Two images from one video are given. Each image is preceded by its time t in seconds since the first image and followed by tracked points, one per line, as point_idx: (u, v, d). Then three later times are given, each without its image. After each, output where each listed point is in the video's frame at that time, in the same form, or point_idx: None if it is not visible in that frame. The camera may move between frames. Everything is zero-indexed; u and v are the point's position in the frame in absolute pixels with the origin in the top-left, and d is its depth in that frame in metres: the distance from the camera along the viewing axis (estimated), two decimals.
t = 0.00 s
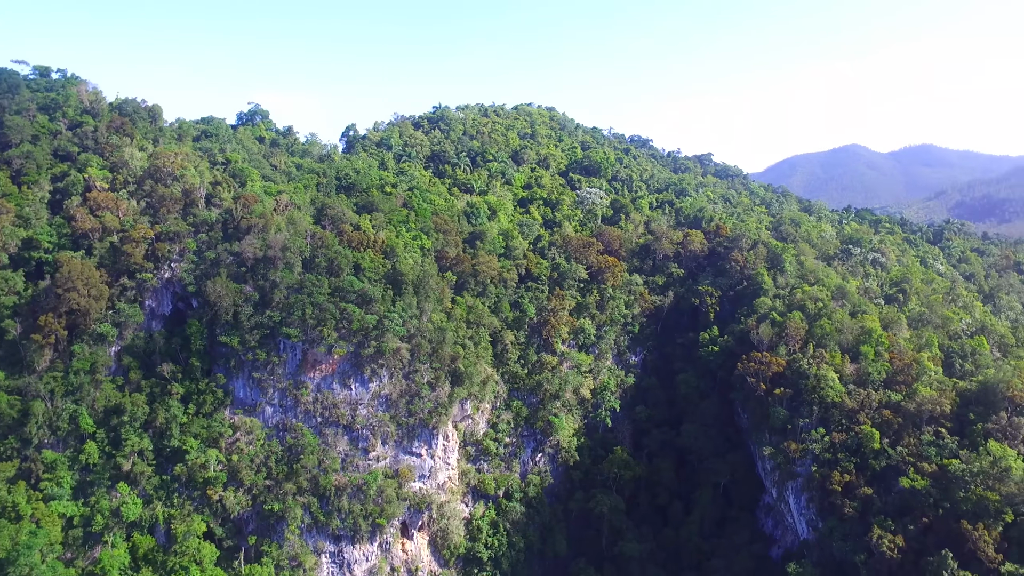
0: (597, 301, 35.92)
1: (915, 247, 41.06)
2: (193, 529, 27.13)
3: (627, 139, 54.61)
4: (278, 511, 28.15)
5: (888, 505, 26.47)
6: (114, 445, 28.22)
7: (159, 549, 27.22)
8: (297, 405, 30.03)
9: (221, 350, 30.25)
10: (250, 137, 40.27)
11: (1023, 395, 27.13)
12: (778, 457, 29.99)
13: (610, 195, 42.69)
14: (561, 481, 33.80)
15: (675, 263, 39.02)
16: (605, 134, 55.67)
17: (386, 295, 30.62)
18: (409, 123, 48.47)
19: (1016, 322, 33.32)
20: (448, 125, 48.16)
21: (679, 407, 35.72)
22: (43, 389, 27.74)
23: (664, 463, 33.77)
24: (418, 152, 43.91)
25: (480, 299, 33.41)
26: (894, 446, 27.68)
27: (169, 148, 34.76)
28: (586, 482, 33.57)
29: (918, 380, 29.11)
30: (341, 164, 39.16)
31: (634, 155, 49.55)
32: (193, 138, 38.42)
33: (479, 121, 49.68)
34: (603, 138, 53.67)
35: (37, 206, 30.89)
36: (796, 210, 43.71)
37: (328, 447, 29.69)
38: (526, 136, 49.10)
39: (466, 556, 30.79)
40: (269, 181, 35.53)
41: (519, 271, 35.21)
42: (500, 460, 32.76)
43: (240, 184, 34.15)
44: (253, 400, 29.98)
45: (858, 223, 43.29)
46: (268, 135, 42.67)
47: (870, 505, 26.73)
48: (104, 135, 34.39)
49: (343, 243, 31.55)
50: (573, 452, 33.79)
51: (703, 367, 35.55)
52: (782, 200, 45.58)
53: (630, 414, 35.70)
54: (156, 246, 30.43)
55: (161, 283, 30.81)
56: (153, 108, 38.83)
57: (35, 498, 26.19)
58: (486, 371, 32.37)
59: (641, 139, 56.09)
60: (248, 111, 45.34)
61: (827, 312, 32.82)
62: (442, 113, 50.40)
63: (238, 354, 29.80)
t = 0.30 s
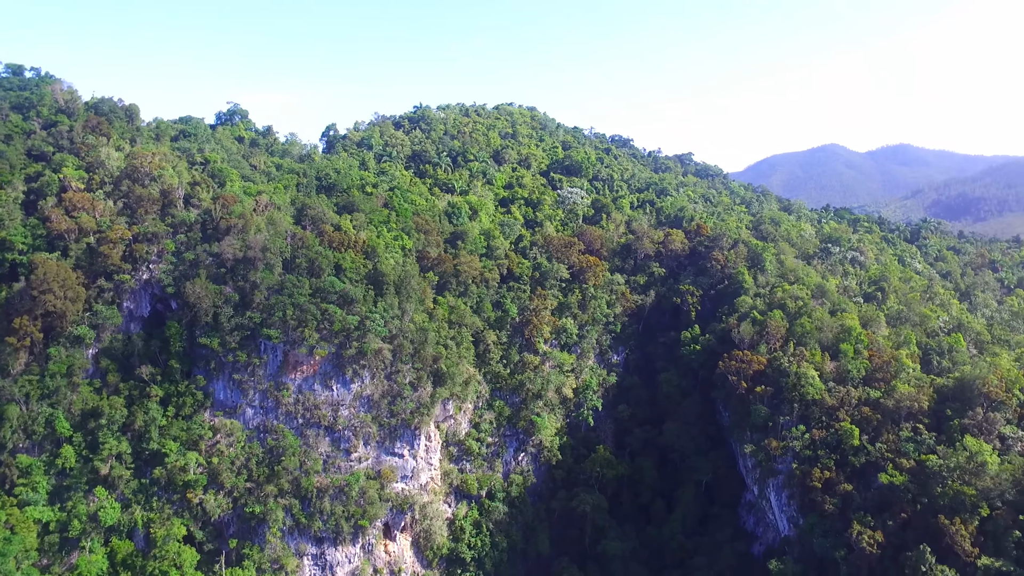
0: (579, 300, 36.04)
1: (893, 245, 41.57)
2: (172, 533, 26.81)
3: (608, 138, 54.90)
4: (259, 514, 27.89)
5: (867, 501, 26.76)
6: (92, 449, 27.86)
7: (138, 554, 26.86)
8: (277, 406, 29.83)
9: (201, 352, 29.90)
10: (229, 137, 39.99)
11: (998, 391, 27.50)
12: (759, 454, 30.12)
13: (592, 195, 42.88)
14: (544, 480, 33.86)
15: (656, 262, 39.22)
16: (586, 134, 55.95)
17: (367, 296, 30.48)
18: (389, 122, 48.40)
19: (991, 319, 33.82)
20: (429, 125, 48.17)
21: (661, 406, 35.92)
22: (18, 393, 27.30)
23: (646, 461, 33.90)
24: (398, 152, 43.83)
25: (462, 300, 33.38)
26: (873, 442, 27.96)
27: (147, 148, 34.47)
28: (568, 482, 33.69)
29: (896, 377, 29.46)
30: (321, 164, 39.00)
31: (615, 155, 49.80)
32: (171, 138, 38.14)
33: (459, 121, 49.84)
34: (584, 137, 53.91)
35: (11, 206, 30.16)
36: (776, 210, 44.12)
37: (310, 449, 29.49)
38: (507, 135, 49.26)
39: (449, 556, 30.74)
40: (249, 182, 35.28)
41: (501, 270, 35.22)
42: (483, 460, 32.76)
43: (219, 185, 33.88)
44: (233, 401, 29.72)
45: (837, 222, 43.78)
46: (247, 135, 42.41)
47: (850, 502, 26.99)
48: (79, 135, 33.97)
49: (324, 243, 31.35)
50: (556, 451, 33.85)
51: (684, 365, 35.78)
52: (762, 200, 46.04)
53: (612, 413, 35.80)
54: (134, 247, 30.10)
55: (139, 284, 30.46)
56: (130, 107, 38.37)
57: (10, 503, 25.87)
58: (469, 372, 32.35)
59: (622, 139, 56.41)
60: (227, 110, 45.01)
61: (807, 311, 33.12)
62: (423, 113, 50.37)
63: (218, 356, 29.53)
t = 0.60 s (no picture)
0: (559, 300, 36.13)
1: (869, 244, 42.15)
2: (150, 538, 26.38)
3: (587, 138, 55.19)
4: (238, 517, 27.58)
5: (845, 497, 27.03)
6: (66, 454, 27.33)
7: (113, 559, 26.43)
8: (256, 408, 29.55)
9: (178, 355, 29.51)
10: (205, 137, 39.66)
11: (971, 387, 27.96)
12: (738, 452, 30.35)
13: (571, 195, 43.07)
14: (525, 480, 33.88)
15: (635, 261, 39.45)
16: (565, 134, 56.22)
17: (346, 297, 30.31)
18: (368, 122, 48.28)
19: (965, 316, 34.38)
20: (408, 125, 48.15)
21: (641, 405, 36.12)
22: None
23: (626, 460, 34.05)
24: (377, 152, 43.72)
25: (442, 300, 33.33)
26: (851, 439, 28.26)
27: (121, 148, 34.03)
28: (549, 481, 33.73)
29: (873, 374, 29.82)
30: (299, 164, 38.78)
31: (594, 155, 50.04)
32: (146, 137, 37.69)
33: (438, 121, 49.95)
34: (563, 137, 54.14)
35: None
36: (755, 209, 44.56)
37: (289, 451, 29.26)
38: (486, 135, 49.38)
39: (430, 557, 30.64)
40: (226, 182, 34.97)
41: (480, 270, 35.19)
42: (464, 460, 32.65)
43: (195, 185, 33.54)
44: (211, 404, 29.37)
45: (814, 221, 44.31)
46: (224, 135, 42.09)
47: (829, 498, 27.18)
48: (52, 134, 33.37)
49: (302, 244, 31.11)
50: (536, 451, 33.87)
51: (664, 364, 35.99)
52: (739, 199, 46.54)
53: (592, 412, 35.91)
54: (108, 248, 29.73)
55: (114, 286, 30.07)
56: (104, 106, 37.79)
57: None
58: (449, 372, 32.28)
59: (601, 139, 56.74)
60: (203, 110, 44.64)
61: (784, 309, 33.45)
62: (402, 113, 50.32)
63: (195, 358, 29.17)
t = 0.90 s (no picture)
0: (535, 300, 36.19)
1: (841, 242, 42.79)
2: (122, 544, 26.10)
3: (562, 138, 55.45)
4: (212, 521, 27.19)
5: (820, 493, 27.35)
6: (33, 460, 26.37)
7: (84, 566, 26.16)
8: (230, 411, 29.23)
9: (151, 357, 28.90)
10: (177, 137, 39.16)
11: (942, 382, 28.46)
12: (714, 450, 30.62)
13: (546, 195, 43.23)
14: (502, 480, 33.90)
15: (611, 261, 39.67)
16: (540, 134, 56.43)
17: (321, 298, 30.08)
18: (342, 122, 48.06)
19: (935, 313, 35.01)
20: (383, 125, 48.01)
21: (618, 404, 36.36)
22: None
23: (603, 459, 34.26)
24: (352, 152, 43.53)
25: (418, 300, 33.20)
26: (825, 436, 28.56)
27: (90, 148, 33.41)
28: (527, 481, 33.79)
29: (846, 371, 30.19)
30: (273, 164, 38.45)
31: (570, 155, 50.22)
32: (116, 137, 37.13)
33: (413, 121, 49.92)
34: (539, 137, 54.35)
35: None
36: (729, 208, 45.07)
37: (264, 454, 28.92)
38: (461, 135, 49.45)
39: (408, 559, 30.50)
40: (198, 182, 34.58)
41: (457, 271, 35.11)
42: (441, 461, 32.58)
43: (167, 186, 33.09)
44: (184, 407, 28.94)
45: (787, 220, 44.88)
46: (197, 135, 41.66)
47: (803, 493, 27.50)
48: (18, 134, 32.71)
49: (276, 245, 30.82)
50: (514, 450, 33.88)
51: (640, 363, 36.24)
52: (714, 199, 47.05)
53: (569, 411, 36.07)
54: (77, 250, 29.19)
55: (84, 288, 29.56)
56: (72, 105, 37.36)
57: None
58: (425, 373, 32.17)
59: (576, 139, 57.03)
60: (175, 109, 44.12)
61: (759, 308, 33.80)
62: (377, 113, 50.16)
63: (168, 361, 28.64)
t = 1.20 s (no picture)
0: (510, 299, 36.22)
1: (813, 241, 43.39)
2: (91, 551, 25.51)
3: (537, 137, 55.62)
4: (185, 527, 26.80)
5: (793, 489, 27.67)
6: None
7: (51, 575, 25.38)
8: (203, 414, 28.75)
9: (120, 361, 28.59)
10: (146, 137, 38.57)
11: (911, 378, 28.95)
12: (689, 448, 30.82)
13: (521, 194, 43.33)
14: (478, 480, 33.88)
15: (586, 260, 39.89)
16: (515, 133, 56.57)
17: (294, 299, 29.84)
18: (315, 121, 47.73)
19: (904, 310, 35.62)
20: (356, 124, 47.78)
21: (592, 402, 36.57)
22: None
23: (579, 458, 34.45)
24: (324, 152, 43.28)
25: (392, 300, 33.04)
26: (798, 432, 28.87)
27: (56, 148, 32.75)
28: (502, 481, 33.84)
29: (818, 368, 30.57)
30: (244, 164, 38.06)
31: (544, 154, 50.34)
32: (83, 137, 36.50)
33: (387, 121, 49.74)
34: (513, 137, 54.46)
35: None
36: (702, 207, 45.55)
37: (237, 457, 28.58)
38: (435, 135, 49.40)
39: (384, 561, 30.35)
40: (168, 182, 34.14)
41: (431, 271, 35.01)
42: (416, 462, 32.47)
43: (135, 186, 32.56)
44: (155, 411, 28.46)
45: (759, 218, 45.42)
46: (167, 134, 41.15)
47: (777, 489, 27.83)
48: None
49: (248, 246, 30.52)
50: (489, 450, 33.88)
51: (615, 362, 36.47)
52: (687, 198, 47.48)
53: (544, 410, 36.20)
54: (42, 252, 28.57)
55: (50, 291, 28.90)
56: (35, 104, 36.70)
57: None
58: (400, 373, 32.02)
59: (551, 138, 57.25)
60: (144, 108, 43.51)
61: (732, 306, 34.14)
62: (350, 113, 49.92)
63: (138, 364, 28.26)
